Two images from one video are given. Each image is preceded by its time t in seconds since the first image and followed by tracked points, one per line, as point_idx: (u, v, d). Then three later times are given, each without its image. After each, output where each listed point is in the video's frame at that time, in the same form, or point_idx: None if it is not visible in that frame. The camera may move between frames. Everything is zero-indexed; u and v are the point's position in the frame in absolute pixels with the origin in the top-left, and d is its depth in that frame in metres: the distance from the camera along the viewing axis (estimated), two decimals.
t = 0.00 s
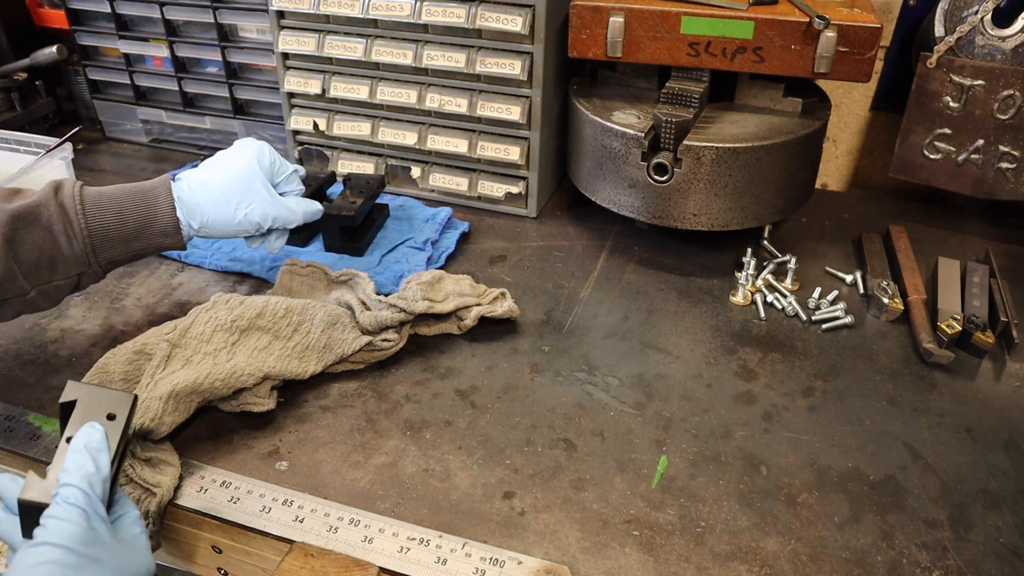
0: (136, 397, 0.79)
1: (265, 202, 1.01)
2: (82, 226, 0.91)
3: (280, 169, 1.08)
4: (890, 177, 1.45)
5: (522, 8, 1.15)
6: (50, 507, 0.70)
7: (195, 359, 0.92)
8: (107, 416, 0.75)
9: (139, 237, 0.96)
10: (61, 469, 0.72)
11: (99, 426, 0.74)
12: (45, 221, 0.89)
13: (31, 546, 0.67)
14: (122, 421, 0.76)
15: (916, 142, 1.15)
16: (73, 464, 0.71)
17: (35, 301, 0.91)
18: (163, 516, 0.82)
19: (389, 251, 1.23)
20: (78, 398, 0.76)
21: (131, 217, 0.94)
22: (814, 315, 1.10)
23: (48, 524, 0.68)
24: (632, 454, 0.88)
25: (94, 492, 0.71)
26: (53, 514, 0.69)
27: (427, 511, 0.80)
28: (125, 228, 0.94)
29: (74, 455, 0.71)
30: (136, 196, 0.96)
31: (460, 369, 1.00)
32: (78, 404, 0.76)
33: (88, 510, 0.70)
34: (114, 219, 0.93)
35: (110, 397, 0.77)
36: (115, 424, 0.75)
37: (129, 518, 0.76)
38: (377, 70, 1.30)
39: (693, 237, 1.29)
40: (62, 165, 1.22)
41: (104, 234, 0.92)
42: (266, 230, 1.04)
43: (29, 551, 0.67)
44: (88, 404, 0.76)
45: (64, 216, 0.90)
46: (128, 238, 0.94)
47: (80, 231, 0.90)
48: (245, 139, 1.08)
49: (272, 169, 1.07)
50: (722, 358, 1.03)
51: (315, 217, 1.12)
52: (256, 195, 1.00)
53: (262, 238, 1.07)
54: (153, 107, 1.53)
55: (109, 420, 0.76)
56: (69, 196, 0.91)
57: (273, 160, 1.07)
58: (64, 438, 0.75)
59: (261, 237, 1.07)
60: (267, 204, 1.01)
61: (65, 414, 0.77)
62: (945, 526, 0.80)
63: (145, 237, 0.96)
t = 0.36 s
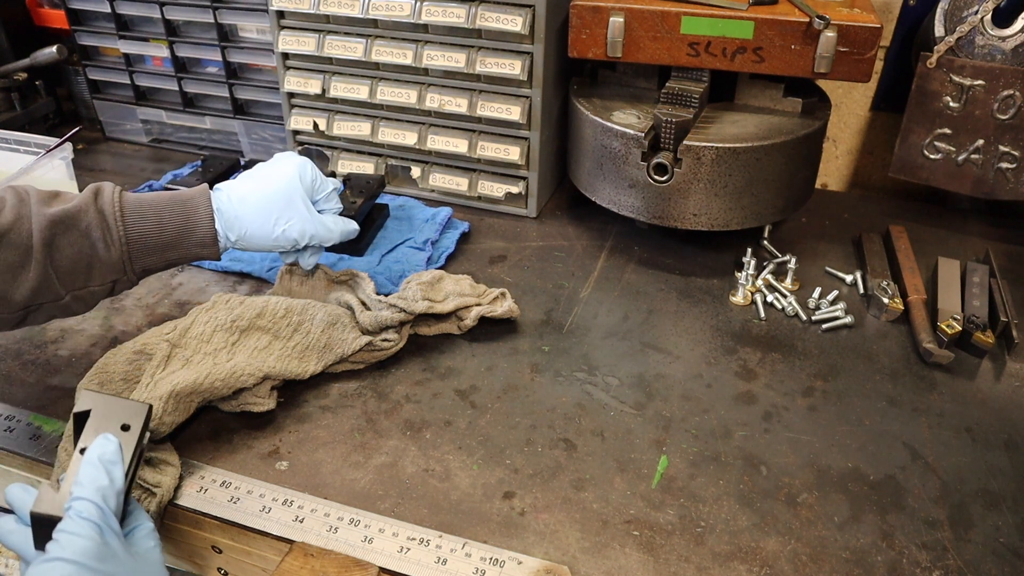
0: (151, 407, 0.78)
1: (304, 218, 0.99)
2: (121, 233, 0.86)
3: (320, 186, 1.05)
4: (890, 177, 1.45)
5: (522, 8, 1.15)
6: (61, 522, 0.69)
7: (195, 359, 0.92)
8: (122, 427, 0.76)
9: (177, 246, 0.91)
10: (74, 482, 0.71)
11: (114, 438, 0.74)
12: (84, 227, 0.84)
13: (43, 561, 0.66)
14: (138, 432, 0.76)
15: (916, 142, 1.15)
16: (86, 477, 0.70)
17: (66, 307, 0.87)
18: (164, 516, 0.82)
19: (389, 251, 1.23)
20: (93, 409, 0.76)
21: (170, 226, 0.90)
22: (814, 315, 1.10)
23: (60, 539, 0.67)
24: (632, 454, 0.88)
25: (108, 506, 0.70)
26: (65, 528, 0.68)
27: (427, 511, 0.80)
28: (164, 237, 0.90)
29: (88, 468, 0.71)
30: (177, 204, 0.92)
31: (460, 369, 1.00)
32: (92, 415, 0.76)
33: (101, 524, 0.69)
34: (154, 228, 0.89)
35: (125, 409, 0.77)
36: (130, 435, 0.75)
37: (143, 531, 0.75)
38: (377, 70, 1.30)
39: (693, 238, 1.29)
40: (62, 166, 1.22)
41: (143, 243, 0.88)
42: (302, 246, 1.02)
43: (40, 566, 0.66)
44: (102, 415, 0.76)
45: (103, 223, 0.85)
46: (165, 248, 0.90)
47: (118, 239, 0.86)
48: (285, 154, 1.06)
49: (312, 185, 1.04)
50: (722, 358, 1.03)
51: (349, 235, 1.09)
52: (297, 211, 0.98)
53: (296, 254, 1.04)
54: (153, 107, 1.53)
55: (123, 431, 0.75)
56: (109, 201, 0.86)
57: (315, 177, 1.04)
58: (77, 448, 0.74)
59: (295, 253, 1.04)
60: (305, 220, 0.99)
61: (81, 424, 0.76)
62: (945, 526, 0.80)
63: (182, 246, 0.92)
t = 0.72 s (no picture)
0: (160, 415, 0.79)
1: (278, 206, 1.04)
2: (97, 226, 0.87)
3: (290, 173, 1.11)
4: (890, 177, 1.45)
5: (521, 8, 1.15)
6: (75, 534, 0.69)
7: (195, 359, 0.92)
8: (135, 437, 0.75)
9: (154, 237, 0.93)
10: (88, 494, 0.71)
11: (127, 448, 0.74)
12: (60, 221, 0.85)
13: (56, 574, 0.66)
14: (151, 442, 0.75)
15: (916, 142, 1.15)
16: (101, 489, 0.70)
17: (46, 302, 0.88)
18: (164, 516, 0.81)
19: (389, 251, 1.23)
20: (106, 418, 0.75)
21: (146, 217, 0.91)
22: (814, 315, 1.10)
23: (75, 552, 0.67)
24: (632, 454, 0.88)
25: (122, 518, 0.70)
26: (81, 541, 0.67)
27: (427, 511, 0.80)
28: (141, 228, 0.91)
29: (103, 480, 0.71)
30: (153, 197, 0.93)
31: (460, 369, 1.00)
32: (104, 424, 0.75)
33: (115, 537, 0.69)
34: (130, 219, 0.90)
35: (138, 418, 0.76)
36: (144, 445, 0.75)
37: (156, 540, 0.75)
38: (377, 70, 1.30)
39: (693, 237, 1.29)
40: (62, 166, 1.22)
41: (120, 235, 0.89)
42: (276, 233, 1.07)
43: None
44: (114, 425, 0.75)
45: (79, 217, 0.86)
46: (143, 238, 0.91)
47: (95, 231, 0.87)
48: (252, 144, 1.11)
49: (283, 173, 1.10)
50: (722, 357, 1.03)
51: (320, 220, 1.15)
52: (270, 198, 1.03)
53: (271, 241, 1.10)
54: (153, 107, 1.53)
55: (136, 441, 0.75)
56: (85, 195, 0.87)
57: (284, 165, 1.10)
58: (91, 459, 0.74)
59: (268, 240, 1.10)
60: (279, 207, 1.04)
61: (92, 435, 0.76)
62: (945, 526, 0.80)
63: (159, 238, 0.93)
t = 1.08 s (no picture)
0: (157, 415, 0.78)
1: (267, 202, 1.04)
2: (86, 224, 0.88)
3: (277, 170, 1.11)
4: (890, 177, 1.45)
5: (521, 8, 1.15)
6: (72, 534, 0.69)
7: (195, 359, 0.92)
8: (130, 435, 0.75)
9: (143, 234, 0.94)
10: (84, 493, 0.71)
11: (122, 445, 0.74)
12: (50, 219, 0.86)
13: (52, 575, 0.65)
14: (146, 440, 0.75)
15: (916, 142, 1.15)
16: (97, 488, 0.70)
17: (36, 301, 0.88)
18: (164, 516, 0.81)
19: (389, 251, 1.23)
20: (102, 416, 0.75)
21: (135, 214, 0.92)
22: (814, 315, 1.10)
23: (71, 552, 0.67)
24: (632, 454, 0.88)
25: (118, 517, 0.70)
26: (77, 541, 0.67)
27: (427, 511, 0.80)
28: (130, 225, 0.92)
29: (98, 479, 0.71)
30: (141, 194, 0.94)
31: (460, 369, 1.00)
32: (100, 423, 0.75)
33: (112, 536, 0.69)
34: (120, 215, 0.91)
35: (133, 417, 0.76)
36: (139, 443, 0.75)
37: (153, 540, 0.75)
38: (377, 70, 1.30)
39: (693, 237, 1.29)
40: (62, 165, 1.23)
41: (108, 232, 0.90)
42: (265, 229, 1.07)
43: None
44: (110, 423, 0.75)
45: (68, 214, 0.87)
46: (132, 235, 0.92)
47: (84, 229, 0.88)
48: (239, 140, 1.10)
49: (271, 169, 1.09)
50: (722, 357, 1.03)
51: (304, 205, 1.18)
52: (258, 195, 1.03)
53: (258, 236, 1.09)
54: (153, 107, 1.53)
55: (132, 439, 0.75)
56: (73, 193, 0.88)
57: (272, 161, 1.10)
58: (86, 458, 0.74)
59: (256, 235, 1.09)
60: (268, 203, 1.04)
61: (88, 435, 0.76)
62: (945, 526, 0.80)
63: (148, 234, 0.94)
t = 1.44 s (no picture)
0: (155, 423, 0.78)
1: (223, 197, 1.07)
2: (45, 222, 0.91)
3: (234, 165, 1.14)
4: (890, 177, 1.45)
5: (522, 8, 1.15)
6: (65, 545, 0.69)
7: (195, 359, 0.92)
8: (127, 444, 0.74)
9: (101, 232, 0.98)
10: (78, 503, 0.71)
11: (118, 455, 0.73)
12: (8, 219, 0.89)
13: None
14: (144, 449, 0.74)
15: (916, 142, 1.15)
16: (91, 499, 0.70)
17: None
18: (164, 516, 0.82)
19: (389, 251, 1.23)
20: (98, 426, 0.75)
21: (93, 212, 0.96)
22: (814, 315, 1.10)
23: (65, 563, 0.68)
24: (632, 454, 0.88)
25: (113, 528, 0.71)
26: (70, 552, 0.68)
27: (427, 511, 0.80)
28: (88, 223, 0.96)
29: (94, 489, 0.70)
30: (99, 193, 0.98)
31: (460, 369, 1.00)
32: (96, 432, 0.75)
33: (106, 547, 0.69)
34: (78, 213, 0.95)
35: (131, 426, 0.76)
36: (136, 452, 0.74)
37: (148, 550, 0.76)
38: (377, 70, 1.30)
39: (693, 237, 1.29)
40: (62, 166, 1.23)
41: (67, 230, 0.94)
42: (222, 224, 1.10)
43: None
44: (107, 433, 0.75)
45: (26, 214, 0.90)
46: (91, 234, 0.96)
47: (43, 227, 0.91)
48: (196, 137, 1.14)
49: (227, 164, 1.12)
50: (722, 358, 1.03)
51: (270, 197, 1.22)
52: (214, 190, 1.06)
53: (214, 231, 1.12)
54: (153, 107, 1.53)
55: (128, 448, 0.74)
56: (31, 192, 0.91)
57: (227, 157, 1.12)
58: (81, 467, 0.73)
59: (212, 230, 1.12)
60: (223, 198, 1.07)
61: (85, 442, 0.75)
62: (945, 526, 0.80)
63: (107, 232, 0.98)
